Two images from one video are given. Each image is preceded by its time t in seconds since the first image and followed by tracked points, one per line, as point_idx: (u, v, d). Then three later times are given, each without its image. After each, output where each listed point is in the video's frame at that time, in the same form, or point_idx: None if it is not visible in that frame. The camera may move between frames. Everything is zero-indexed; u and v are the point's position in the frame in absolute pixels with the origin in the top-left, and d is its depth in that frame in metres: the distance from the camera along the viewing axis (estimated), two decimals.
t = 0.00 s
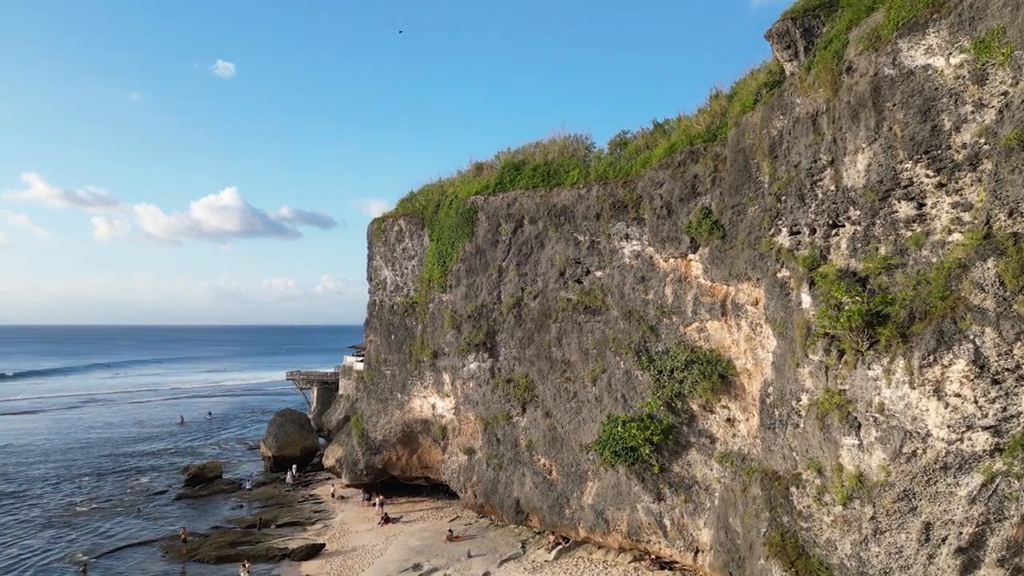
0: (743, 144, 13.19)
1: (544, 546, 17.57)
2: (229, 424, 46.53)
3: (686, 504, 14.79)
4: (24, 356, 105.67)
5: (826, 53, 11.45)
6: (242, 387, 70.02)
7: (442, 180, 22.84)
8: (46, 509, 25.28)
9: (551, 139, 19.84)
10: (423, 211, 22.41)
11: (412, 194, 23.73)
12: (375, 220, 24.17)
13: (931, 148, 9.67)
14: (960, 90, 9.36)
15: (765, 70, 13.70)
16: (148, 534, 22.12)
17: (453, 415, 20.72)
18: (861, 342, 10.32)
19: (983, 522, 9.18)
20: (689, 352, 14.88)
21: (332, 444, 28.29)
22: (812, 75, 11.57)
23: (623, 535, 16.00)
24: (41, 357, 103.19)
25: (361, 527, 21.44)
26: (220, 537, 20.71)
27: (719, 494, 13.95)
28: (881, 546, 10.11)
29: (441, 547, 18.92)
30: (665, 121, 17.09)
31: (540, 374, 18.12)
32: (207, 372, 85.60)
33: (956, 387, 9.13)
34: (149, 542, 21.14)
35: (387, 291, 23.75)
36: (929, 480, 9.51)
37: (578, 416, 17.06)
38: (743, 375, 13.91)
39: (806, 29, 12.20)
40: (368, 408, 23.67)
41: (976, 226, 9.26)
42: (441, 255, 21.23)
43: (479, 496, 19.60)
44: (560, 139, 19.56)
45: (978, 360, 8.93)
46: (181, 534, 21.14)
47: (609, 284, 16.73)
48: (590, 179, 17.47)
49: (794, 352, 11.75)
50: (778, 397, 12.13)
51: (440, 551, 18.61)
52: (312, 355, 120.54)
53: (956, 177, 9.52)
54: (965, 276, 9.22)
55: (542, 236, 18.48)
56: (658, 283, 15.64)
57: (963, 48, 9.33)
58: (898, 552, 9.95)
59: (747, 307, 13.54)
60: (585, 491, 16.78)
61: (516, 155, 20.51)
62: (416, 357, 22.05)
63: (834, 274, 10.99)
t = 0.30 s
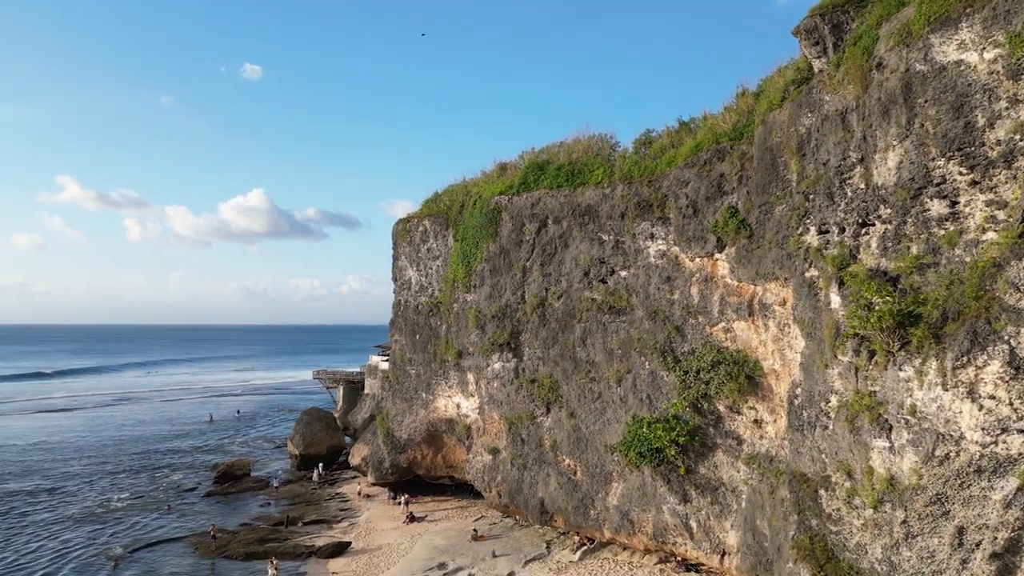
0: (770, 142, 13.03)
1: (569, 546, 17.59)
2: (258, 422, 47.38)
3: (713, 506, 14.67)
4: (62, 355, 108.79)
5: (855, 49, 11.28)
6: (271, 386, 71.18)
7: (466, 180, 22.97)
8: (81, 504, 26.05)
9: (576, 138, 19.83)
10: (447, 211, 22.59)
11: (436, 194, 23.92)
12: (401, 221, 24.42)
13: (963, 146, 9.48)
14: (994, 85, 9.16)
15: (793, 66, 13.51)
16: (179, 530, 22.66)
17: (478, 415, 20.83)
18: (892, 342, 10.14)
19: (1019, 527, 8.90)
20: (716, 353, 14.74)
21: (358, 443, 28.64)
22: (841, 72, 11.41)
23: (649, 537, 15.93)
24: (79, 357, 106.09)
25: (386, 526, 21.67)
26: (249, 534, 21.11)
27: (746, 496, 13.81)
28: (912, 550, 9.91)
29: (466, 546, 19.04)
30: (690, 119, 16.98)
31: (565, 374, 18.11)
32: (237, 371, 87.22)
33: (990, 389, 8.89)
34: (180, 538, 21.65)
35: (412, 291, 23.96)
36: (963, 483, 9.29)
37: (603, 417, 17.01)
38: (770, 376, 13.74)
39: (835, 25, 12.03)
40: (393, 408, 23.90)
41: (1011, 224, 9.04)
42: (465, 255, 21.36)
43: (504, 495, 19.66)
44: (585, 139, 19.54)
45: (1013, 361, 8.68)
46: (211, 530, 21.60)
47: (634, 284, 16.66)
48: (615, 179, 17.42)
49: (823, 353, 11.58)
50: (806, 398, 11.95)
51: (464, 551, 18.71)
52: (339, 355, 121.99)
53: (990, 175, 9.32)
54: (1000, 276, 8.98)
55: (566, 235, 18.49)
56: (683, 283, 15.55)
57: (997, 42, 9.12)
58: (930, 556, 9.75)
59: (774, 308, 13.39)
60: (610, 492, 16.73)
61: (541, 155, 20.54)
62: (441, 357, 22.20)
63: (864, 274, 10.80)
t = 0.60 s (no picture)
0: (800, 140, 12.85)
1: (596, 548, 17.59)
2: (288, 420, 48.19)
3: (741, 508, 14.53)
4: (99, 355, 111.51)
5: (888, 45, 11.07)
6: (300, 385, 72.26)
7: (492, 181, 23.08)
8: (118, 501, 26.81)
9: (602, 137, 19.77)
10: (473, 212, 22.72)
11: (462, 195, 24.07)
12: (427, 221, 24.63)
13: (1000, 142, 9.24)
14: None
15: (823, 63, 13.30)
16: (211, 526, 23.19)
17: (504, 415, 20.90)
18: (925, 344, 9.93)
19: None
20: (744, 354, 14.59)
21: (384, 442, 28.97)
22: (873, 68, 11.20)
23: (676, 539, 15.84)
24: (115, 356, 108.87)
25: (413, 524, 21.90)
26: (278, 532, 21.52)
27: (776, 499, 13.66)
28: (947, 555, 9.67)
29: (492, 546, 19.15)
30: (718, 117, 16.83)
31: (591, 375, 18.07)
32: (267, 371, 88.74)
33: None
34: (212, 535, 22.16)
35: (438, 291, 24.14)
36: (1000, 487, 9.05)
37: (630, 418, 16.94)
38: (800, 378, 13.57)
39: (867, 20, 11.81)
40: (420, 407, 24.09)
41: None
42: (490, 255, 21.45)
43: (530, 496, 19.71)
44: (610, 138, 19.48)
45: None
46: (241, 528, 22.07)
47: (661, 284, 16.56)
48: (641, 178, 17.34)
49: (854, 354, 11.38)
50: (837, 400, 11.75)
51: (490, 550, 18.82)
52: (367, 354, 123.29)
53: None
54: None
55: (592, 235, 18.46)
56: (711, 283, 15.41)
57: None
58: (965, 562, 9.49)
59: (804, 308, 13.23)
60: (637, 493, 16.67)
61: (566, 155, 20.54)
62: (466, 356, 22.34)
63: (897, 274, 10.60)
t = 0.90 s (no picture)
0: (829, 138, 12.67)
1: (621, 549, 17.57)
2: (314, 419, 48.87)
3: (769, 511, 14.39)
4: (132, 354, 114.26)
5: (919, 40, 10.88)
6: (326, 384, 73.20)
7: (516, 181, 23.15)
8: (150, 498, 27.47)
9: (626, 136, 19.71)
10: (497, 212, 22.83)
11: (487, 195, 24.20)
12: (451, 221, 24.83)
13: None
14: None
15: (853, 59, 13.08)
16: (240, 523, 23.67)
17: (528, 415, 20.95)
18: (959, 344, 9.73)
19: None
20: (772, 355, 14.44)
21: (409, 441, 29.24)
22: (904, 64, 11.00)
23: (702, 541, 15.73)
24: (147, 356, 111.46)
25: (438, 524, 22.08)
26: (304, 530, 21.87)
27: (804, 502, 13.50)
28: (981, 561, 9.45)
29: (516, 546, 19.23)
30: (745, 115, 16.68)
31: (616, 375, 18.00)
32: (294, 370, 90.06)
33: None
34: (241, 532, 22.62)
35: (462, 291, 24.29)
36: None
37: (655, 418, 16.85)
38: (829, 379, 13.38)
39: (898, 15, 11.60)
40: (444, 407, 24.26)
41: None
42: (515, 255, 21.52)
43: (554, 496, 19.73)
44: (635, 137, 19.40)
45: None
46: (269, 525, 22.49)
47: (687, 284, 16.44)
48: (666, 177, 17.25)
49: (885, 354, 11.18)
50: (867, 401, 11.55)
51: (515, 551, 18.90)
52: (392, 354, 124.34)
53: None
54: None
55: (616, 235, 18.41)
56: (737, 283, 15.27)
57: None
58: (1001, 568, 9.27)
59: (833, 308, 13.05)
60: (662, 494, 16.59)
61: (591, 154, 20.51)
62: (491, 356, 22.44)
63: (929, 273, 10.39)
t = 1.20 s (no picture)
0: (858, 135, 12.50)
1: (646, 550, 17.55)
2: (340, 419, 49.50)
3: (797, 513, 14.23)
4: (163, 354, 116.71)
5: (951, 36, 10.71)
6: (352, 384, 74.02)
7: (540, 181, 23.20)
8: (182, 495, 28.11)
9: (651, 135, 19.63)
10: (521, 212, 22.91)
11: (510, 195, 24.29)
12: (476, 222, 24.98)
13: None
14: None
15: (883, 56, 12.85)
16: (268, 521, 24.12)
17: (552, 415, 20.98)
18: (993, 345, 9.57)
19: None
20: (800, 355, 14.27)
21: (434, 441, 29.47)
22: (936, 60, 10.83)
23: (729, 544, 15.60)
24: (178, 355, 113.79)
25: (463, 523, 22.24)
26: (331, 528, 22.21)
27: (833, 505, 13.34)
28: (1017, 567, 9.24)
29: (541, 547, 19.31)
30: (772, 113, 16.54)
31: (641, 376, 17.91)
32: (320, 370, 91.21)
33: None
34: (269, 529, 23.06)
35: (486, 291, 24.41)
36: None
37: (681, 419, 16.74)
38: (859, 380, 13.20)
39: (929, 10, 11.39)
40: (469, 407, 24.40)
41: None
42: (539, 255, 21.56)
43: (579, 497, 19.74)
44: (660, 136, 19.31)
45: None
46: (296, 523, 22.89)
47: (713, 284, 16.31)
48: (692, 176, 17.14)
49: (917, 356, 10.98)
50: (899, 403, 11.36)
51: (539, 551, 18.98)
52: (416, 354, 125.27)
53: None
54: None
55: (641, 234, 18.34)
56: (765, 283, 15.12)
57: None
58: None
59: (863, 308, 12.86)
60: (688, 496, 16.50)
61: (615, 153, 20.46)
62: (515, 356, 22.51)
63: (962, 272, 10.18)
